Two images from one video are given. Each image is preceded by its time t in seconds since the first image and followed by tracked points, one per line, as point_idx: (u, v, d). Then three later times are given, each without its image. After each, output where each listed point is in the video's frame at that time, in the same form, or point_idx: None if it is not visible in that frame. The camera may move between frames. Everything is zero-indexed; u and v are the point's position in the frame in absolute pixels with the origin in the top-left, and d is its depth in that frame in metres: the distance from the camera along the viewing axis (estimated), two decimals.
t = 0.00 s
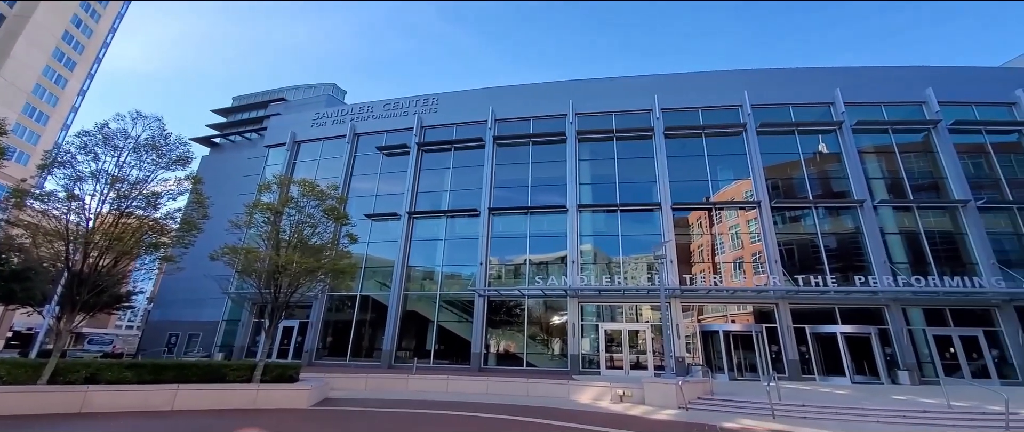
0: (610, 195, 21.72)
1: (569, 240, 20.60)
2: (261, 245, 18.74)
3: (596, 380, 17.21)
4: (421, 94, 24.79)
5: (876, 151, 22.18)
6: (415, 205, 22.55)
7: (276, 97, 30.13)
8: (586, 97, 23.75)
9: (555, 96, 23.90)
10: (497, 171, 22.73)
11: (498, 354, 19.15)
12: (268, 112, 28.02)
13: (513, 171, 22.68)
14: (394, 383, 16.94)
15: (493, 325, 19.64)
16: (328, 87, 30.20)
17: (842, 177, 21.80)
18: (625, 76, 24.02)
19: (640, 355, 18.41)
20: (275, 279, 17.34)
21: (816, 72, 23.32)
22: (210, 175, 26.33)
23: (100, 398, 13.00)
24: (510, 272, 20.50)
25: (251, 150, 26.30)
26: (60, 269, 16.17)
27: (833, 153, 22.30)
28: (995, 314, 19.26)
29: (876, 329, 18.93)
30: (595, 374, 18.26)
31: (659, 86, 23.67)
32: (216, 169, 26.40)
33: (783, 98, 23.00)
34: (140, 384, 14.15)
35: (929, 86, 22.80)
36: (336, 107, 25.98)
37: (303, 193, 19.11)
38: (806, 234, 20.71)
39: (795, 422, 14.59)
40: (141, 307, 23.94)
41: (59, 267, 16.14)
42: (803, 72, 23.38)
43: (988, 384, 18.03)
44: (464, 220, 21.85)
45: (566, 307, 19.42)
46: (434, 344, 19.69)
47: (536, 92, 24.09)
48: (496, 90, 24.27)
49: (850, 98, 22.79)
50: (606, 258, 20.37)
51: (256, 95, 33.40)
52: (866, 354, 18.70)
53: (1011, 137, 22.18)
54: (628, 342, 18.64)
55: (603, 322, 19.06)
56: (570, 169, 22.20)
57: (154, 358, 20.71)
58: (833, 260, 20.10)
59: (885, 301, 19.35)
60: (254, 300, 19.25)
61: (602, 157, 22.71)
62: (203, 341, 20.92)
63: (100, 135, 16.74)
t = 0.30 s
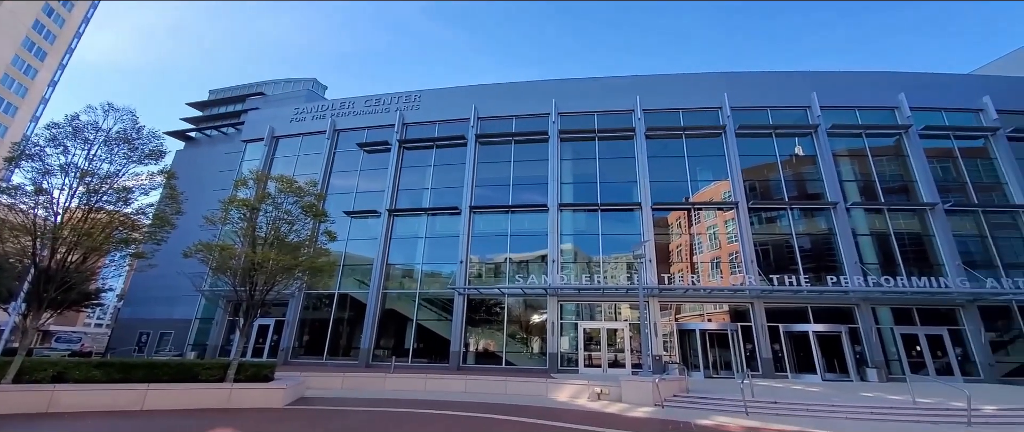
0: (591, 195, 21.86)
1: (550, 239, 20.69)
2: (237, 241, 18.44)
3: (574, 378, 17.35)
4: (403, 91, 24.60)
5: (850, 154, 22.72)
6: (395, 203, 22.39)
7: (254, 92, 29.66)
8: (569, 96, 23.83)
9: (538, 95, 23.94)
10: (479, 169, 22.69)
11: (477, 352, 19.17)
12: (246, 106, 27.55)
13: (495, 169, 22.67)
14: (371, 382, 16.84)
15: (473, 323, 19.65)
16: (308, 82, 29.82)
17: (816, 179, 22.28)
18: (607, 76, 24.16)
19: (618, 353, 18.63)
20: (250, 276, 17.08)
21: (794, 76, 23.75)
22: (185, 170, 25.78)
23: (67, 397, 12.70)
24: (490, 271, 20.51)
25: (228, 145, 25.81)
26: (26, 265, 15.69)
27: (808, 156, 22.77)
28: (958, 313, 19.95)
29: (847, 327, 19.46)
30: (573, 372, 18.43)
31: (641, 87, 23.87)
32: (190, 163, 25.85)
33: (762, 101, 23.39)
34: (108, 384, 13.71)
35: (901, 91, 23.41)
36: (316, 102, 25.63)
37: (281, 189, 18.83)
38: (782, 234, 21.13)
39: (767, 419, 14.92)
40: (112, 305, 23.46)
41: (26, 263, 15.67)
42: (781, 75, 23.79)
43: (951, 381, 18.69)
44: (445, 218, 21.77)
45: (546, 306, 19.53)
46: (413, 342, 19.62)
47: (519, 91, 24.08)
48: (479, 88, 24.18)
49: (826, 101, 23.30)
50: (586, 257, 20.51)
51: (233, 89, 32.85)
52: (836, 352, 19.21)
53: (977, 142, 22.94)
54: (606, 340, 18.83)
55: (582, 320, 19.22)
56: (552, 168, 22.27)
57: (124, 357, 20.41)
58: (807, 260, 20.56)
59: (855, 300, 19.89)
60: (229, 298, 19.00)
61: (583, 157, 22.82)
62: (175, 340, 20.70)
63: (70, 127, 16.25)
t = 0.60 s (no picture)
0: (571, 195, 21.98)
1: (529, 238, 20.74)
2: (210, 239, 18.06)
3: (551, 377, 17.45)
4: (383, 88, 24.37)
5: (822, 157, 23.29)
6: (374, 201, 22.19)
7: (229, 88, 29.17)
8: (550, 96, 23.91)
9: (519, 94, 23.95)
10: (459, 167, 22.62)
11: (455, 352, 19.14)
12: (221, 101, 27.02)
13: (475, 168, 22.63)
14: (347, 382, 16.68)
15: (451, 322, 19.60)
16: (285, 78, 29.35)
17: (790, 181, 22.79)
18: (588, 77, 24.30)
19: (595, 352, 18.80)
20: (222, 275, 16.72)
21: (770, 80, 24.24)
22: (157, 165, 25.12)
23: (30, 399, 12.34)
24: (469, 270, 20.48)
25: (201, 140, 25.23)
26: None
27: (783, 158, 23.26)
28: (922, 312, 20.64)
29: (817, 326, 19.94)
30: (550, 371, 18.53)
31: (622, 88, 24.06)
32: (162, 159, 25.18)
33: (739, 104, 23.81)
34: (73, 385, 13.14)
35: (872, 96, 24.08)
36: (294, 98, 25.22)
37: (256, 186, 18.48)
38: (756, 235, 21.58)
39: (738, 415, 15.22)
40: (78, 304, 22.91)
41: None
42: (758, 79, 24.26)
43: (914, 378, 19.34)
44: (424, 217, 21.65)
45: (524, 305, 19.59)
46: (390, 342, 19.49)
47: (501, 90, 24.05)
48: (460, 86, 24.10)
49: (801, 105, 23.83)
50: (565, 256, 20.63)
51: (207, 84, 32.24)
52: (807, 350, 19.68)
53: (943, 147, 23.72)
54: (584, 339, 18.98)
55: (560, 319, 19.33)
56: (532, 168, 22.32)
57: (91, 357, 20.07)
58: (780, 261, 21.03)
59: (826, 300, 20.41)
60: (200, 297, 18.69)
61: (564, 157, 22.93)
62: (144, 341, 20.41)
63: (35, 119, 15.61)
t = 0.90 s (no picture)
0: (548, 194, 22.07)
1: (506, 237, 20.76)
2: (176, 235, 17.59)
3: (525, 375, 17.53)
4: (360, 83, 24.07)
5: (793, 161, 23.88)
6: (348, 198, 21.92)
7: (199, 81, 28.48)
8: (529, 95, 23.93)
9: (499, 93, 23.91)
10: (436, 165, 22.50)
11: (428, 351, 19.07)
12: (192, 94, 26.35)
13: (453, 166, 22.55)
14: (318, 382, 16.48)
15: (425, 321, 19.53)
16: (259, 71, 28.76)
17: (762, 184, 23.31)
18: (567, 77, 24.39)
19: (569, 351, 18.97)
20: (189, 272, 16.31)
21: (745, 84, 24.72)
22: (123, 158, 24.35)
23: None
24: (444, 269, 20.41)
25: (170, 132, 24.56)
26: None
27: (755, 161, 23.76)
28: (884, 312, 21.37)
29: (784, 325, 20.51)
30: (523, 369, 18.63)
31: (600, 88, 24.23)
32: (129, 152, 24.41)
33: (714, 107, 24.24)
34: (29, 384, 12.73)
35: (841, 102, 24.79)
36: (268, 91, 24.71)
37: (226, 181, 18.03)
38: (728, 236, 22.00)
39: (708, 413, 15.54)
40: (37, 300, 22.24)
41: None
42: (733, 83, 24.72)
43: (875, 375, 20.04)
44: (400, 215, 21.48)
45: (499, 304, 19.64)
46: (362, 341, 19.32)
47: (480, 88, 23.97)
48: (439, 83, 23.94)
49: (773, 110, 24.38)
50: (541, 255, 20.72)
51: (177, 76, 31.43)
52: (774, 349, 20.23)
53: (908, 153, 24.57)
54: (558, 338, 19.13)
55: (535, 318, 19.45)
56: (510, 167, 22.33)
57: (49, 356, 19.60)
58: (750, 261, 21.52)
59: (794, 300, 20.96)
60: (165, 294, 18.32)
61: (542, 156, 23.00)
62: (106, 339, 20.03)
63: None
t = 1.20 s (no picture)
0: (522, 193, 22.13)
1: (479, 236, 20.75)
2: (138, 231, 17.00)
3: (496, 374, 17.61)
4: (334, 78, 23.68)
5: (762, 164, 24.50)
6: (320, 194, 21.57)
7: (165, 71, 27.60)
8: (506, 94, 23.92)
9: (475, 91, 23.83)
10: (411, 163, 22.33)
11: (399, 350, 18.97)
12: (157, 85, 25.53)
13: (428, 164, 22.41)
14: (285, 381, 16.24)
15: (397, 320, 19.42)
16: (229, 62, 27.99)
17: (732, 186, 23.84)
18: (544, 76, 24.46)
19: (540, 350, 19.13)
20: (151, 269, 15.79)
21: (717, 87, 25.21)
22: (83, 149, 23.44)
23: None
24: (417, 267, 20.30)
25: (133, 124, 23.73)
26: None
27: (726, 163, 24.29)
28: (845, 312, 22.17)
29: (750, 324, 21.10)
30: (495, 368, 18.71)
31: (577, 89, 24.39)
32: (89, 143, 23.51)
33: (688, 109, 24.67)
34: None
35: (809, 108, 25.53)
36: (237, 84, 24.09)
37: (191, 175, 17.49)
38: (698, 237, 22.47)
39: (674, 410, 15.88)
40: None
41: None
42: (706, 86, 25.19)
43: (835, 373, 20.79)
44: (373, 212, 21.27)
45: (472, 303, 19.66)
46: (332, 340, 19.09)
47: (457, 85, 23.84)
48: (415, 79, 23.71)
49: (744, 114, 24.95)
50: (515, 254, 20.78)
51: (142, 66, 30.38)
52: (740, 347, 20.80)
53: (870, 158, 25.46)
54: (530, 337, 19.26)
55: (507, 317, 19.52)
56: (485, 165, 22.32)
57: None
58: (719, 262, 22.03)
59: (760, 299, 21.55)
60: (125, 291, 17.77)
61: (517, 155, 23.05)
62: (62, 338, 19.34)
63: None
